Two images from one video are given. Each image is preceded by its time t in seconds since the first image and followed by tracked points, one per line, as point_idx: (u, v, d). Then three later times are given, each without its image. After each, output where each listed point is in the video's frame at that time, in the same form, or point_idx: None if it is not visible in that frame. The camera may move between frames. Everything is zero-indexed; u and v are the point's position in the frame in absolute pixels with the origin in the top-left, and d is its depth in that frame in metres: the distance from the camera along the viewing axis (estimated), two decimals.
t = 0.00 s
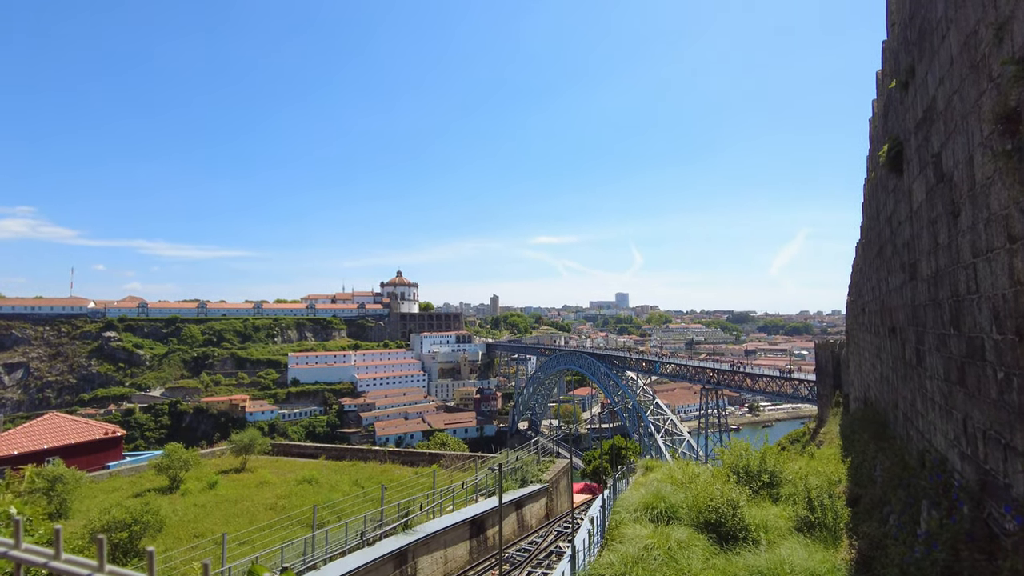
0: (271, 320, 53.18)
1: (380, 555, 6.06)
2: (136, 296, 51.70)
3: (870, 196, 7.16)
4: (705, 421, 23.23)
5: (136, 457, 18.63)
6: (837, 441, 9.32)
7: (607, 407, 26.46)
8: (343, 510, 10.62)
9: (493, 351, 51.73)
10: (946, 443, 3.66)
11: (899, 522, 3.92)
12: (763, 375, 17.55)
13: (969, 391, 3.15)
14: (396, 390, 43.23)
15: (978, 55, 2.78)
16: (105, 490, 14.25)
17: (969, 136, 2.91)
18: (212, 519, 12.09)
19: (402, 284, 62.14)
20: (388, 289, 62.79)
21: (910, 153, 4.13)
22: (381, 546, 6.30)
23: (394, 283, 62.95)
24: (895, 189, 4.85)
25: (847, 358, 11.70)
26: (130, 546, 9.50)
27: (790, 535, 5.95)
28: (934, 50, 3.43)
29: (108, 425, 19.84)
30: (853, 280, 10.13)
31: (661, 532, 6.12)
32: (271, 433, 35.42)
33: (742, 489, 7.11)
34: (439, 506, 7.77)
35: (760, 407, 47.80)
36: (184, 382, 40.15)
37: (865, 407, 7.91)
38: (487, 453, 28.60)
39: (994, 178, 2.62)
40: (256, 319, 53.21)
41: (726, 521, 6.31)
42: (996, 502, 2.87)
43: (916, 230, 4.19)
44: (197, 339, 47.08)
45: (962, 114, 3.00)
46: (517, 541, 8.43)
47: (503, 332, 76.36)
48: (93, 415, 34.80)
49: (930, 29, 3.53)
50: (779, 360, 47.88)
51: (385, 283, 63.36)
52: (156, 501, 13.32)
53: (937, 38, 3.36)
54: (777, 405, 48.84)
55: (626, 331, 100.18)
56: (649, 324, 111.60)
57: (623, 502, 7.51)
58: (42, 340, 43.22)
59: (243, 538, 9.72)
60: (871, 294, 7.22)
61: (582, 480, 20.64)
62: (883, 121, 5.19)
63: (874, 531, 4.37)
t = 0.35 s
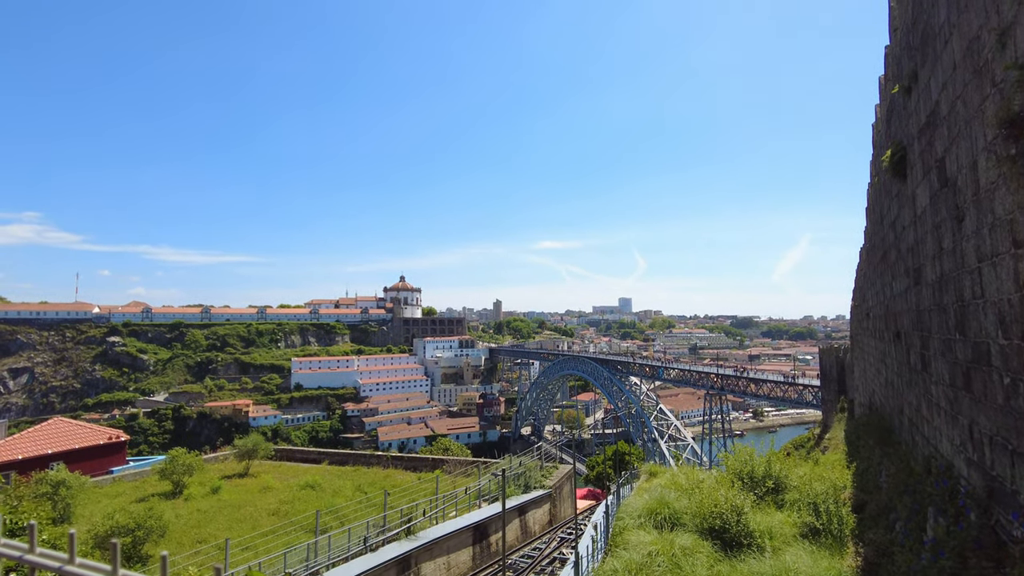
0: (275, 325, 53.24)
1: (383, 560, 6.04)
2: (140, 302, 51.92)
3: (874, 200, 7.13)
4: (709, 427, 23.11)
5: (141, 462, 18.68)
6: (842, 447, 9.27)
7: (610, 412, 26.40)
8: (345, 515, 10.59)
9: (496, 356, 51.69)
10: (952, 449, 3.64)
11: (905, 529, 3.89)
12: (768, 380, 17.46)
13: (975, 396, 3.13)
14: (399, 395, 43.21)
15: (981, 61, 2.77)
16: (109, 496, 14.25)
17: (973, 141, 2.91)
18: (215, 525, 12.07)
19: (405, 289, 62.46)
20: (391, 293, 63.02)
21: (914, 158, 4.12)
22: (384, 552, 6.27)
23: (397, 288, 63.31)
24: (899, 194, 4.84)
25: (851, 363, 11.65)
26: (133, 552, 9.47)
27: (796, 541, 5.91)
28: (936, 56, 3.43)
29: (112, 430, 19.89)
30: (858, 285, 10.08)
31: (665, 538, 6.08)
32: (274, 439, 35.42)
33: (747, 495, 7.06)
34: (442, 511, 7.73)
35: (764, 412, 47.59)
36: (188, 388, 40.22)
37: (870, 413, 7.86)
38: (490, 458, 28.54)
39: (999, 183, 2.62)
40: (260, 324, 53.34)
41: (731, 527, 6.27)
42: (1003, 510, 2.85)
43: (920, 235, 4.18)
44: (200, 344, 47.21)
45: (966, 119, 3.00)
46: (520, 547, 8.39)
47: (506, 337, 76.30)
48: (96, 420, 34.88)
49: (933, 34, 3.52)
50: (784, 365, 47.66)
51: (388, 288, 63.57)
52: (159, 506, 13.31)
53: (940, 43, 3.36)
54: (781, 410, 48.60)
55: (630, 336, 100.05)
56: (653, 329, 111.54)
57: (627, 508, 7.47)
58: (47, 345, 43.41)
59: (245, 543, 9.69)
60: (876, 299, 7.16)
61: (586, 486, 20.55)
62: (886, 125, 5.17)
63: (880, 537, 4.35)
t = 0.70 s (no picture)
0: (279, 328, 53.37)
1: (387, 565, 6.03)
2: (146, 305, 52.20)
3: (879, 203, 7.11)
4: (714, 431, 22.99)
5: (146, 465, 18.75)
6: (848, 452, 9.20)
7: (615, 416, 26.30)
8: (349, 519, 10.58)
9: (500, 360, 51.66)
10: (960, 454, 3.61)
11: (912, 535, 3.86)
12: (773, 384, 17.37)
13: (983, 401, 3.11)
14: (404, 399, 43.21)
15: (986, 64, 2.77)
16: (114, 499, 14.29)
17: (979, 144, 2.90)
18: (220, 528, 12.09)
19: (409, 293, 62.62)
20: (396, 297, 63.18)
21: (919, 161, 4.11)
22: (388, 557, 6.26)
23: (401, 292, 63.51)
24: (904, 197, 4.82)
25: (858, 368, 11.58)
26: (136, 555, 9.48)
27: (801, 546, 5.87)
28: (942, 59, 3.42)
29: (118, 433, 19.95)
30: (863, 289, 10.03)
31: (670, 543, 6.05)
32: (279, 442, 35.46)
33: (752, 500, 7.02)
34: (446, 516, 7.71)
35: (770, 417, 47.34)
36: (192, 391, 40.34)
37: (876, 417, 7.81)
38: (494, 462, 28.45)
39: (1005, 186, 2.60)
40: (264, 328, 53.50)
41: (736, 532, 6.23)
42: (1012, 515, 2.81)
43: (926, 238, 4.16)
44: (205, 348, 47.38)
45: (972, 123, 2.99)
46: (524, 551, 8.36)
47: (510, 341, 76.16)
48: (102, 423, 35.03)
49: (937, 37, 3.52)
50: (789, 369, 47.43)
51: (392, 292, 63.69)
52: (164, 509, 13.34)
53: (945, 46, 3.35)
54: (787, 415, 48.35)
55: (634, 340, 99.80)
56: (657, 333, 111.19)
57: (632, 513, 7.43)
58: (53, 348, 43.67)
59: (249, 547, 9.69)
60: (882, 303, 7.12)
61: (590, 491, 20.49)
62: (891, 129, 5.16)
63: (887, 544, 4.30)
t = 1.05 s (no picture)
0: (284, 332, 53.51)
1: (390, 568, 6.02)
2: (152, 308, 52.41)
3: (885, 206, 7.09)
4: (719, 435, 22.88)
5: (151, 468, 18.80)
6: (854, 455, 9.13)
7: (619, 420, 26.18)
8: (353, 522, 10.58)
9: (504, 363, 51.60)
10: (967, 458, 3.58)
11: (920, 540, 3.83)
12: (778, 388, 17.30)
13: (991, 404, 3.09)
14: (408, 402, 43.21)
15: (992, 65, 2.76)
16: (119, 502, 14.34)
17: (985, 146, 2.88)
18: (224, 531, 12.10)
19: (413, 296, 62.69)
20: (400, 300, 63.27)
21: (924, 164, 4.09)
22: (392, 560, 6.25)
23: (405, 294, 63.59)
24: (909, 199, 4.80)
25: (863, 371, 11.50)
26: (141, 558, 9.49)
27: (808, 551, 5.82)
28: (947, 60, 3.41)
29: (123, 436, 20.01)
30: (869, 291, 9.97)
31: (675, 547, 6.03)
32: (283, 445, 35.49)
33: (758, 504, 6.98)
34: (450, 519, 7.71)
35: (775, 420, 47.11)
36: (197, 394, 40.45)
37: (882, 421, 7.76)
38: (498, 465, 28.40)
39: (1011, 188, 2.59)
40: (269, 331, 53.63)
41: (741, 537, 6.19)
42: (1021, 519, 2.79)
43: (932, 240, 4.14)
44: (210, 351, 47.54)
45: (978, 124, 2.97)
46: (528, 555, 8.33)
47: (514, 344, 76.02)
48: (108, 426, 35.15)
49: (943, 39, 3.51)
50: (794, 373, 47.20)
51: (396, 295, 63.77)
52: (168, 512, 13.36)
53: (951, 47, 3.33)
54: (792, 419, 48.10)
55: (638, 343, 99.57)
56: (662, 336, 110.88)
57: (637, 517, 7.40)
58: (60, 351, 43.89)
59: (253, 550, 9.70)
60: (887, 306, 7.08)
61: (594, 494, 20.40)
62: (896, 131, 5.14)
63: (895, 548, 4.27)
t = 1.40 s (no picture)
0: (288, 334, 53.65)
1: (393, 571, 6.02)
2: (156, 312, 52.63)
3: (889, 208, 7.06)
4: (723, 438, 22.80)
5: (155, 470, 18.85)
6: (859, 458, 9.10)
7: (622, 423, 26.10)
8: (356, 525, 10.59)
9: (507, 365, 51.58)
10: (974, 462, 3.56)
11: (927, 544, 3.80)
12: (782, 391, 17.23)
13: (998, 408, 3.06)
14: (411, 405, 43.22)
15: (997, 67, 2.75)
16: (124, 504, 14.39)
17: (990, 148, 2.87)
18: (228, 533, 12.11)
19: (417, 299, 62.76)
20: (403, 303, 63.37)
21: (930, 165, 4.07)
22: (395, 563, 6.24)
23: (408, 297, 63.68)
24: (914, 202, 4.78)
25: (868, 373, 11.46)
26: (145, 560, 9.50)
27: (814, 555, 5.78)
28: (953, 61, 3.40)
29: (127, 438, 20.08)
30: (874, 293, 9.93)
31: (679, 550, 6.00)
32: (287, 448, 35.55)
33: (762, 507, 6.95)
34: (453, 522, 7.70)
35: (779, 423, 46.94)
36: (202, 397, 40.56)
37: (888, 424, 7.73)
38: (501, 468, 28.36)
39: (1018, 190, 2.58)
40: (273, 334, 53.77)
41: (746, 541, 6.16)
42: None
43: (937, 243, 4.12)
44: (214, 354, 47.69)
45: (983, 127, 2.97)
46: (532, 559, 8.30)
47: (517, 347, 75.97)
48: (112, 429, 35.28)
49: (947, 41, 3.50)
50: (799, 375, 46.99)
51: (400, 298, 63.87)
52: (173, 515, 13.39)
53: (955, 50, 3.33)
54: (796, 422, 47.91)
55: (642, 346, 99.35)
56: (665, 338, 110.64)
57: (641, 520, 7.37)
58: (65, 354, 44.12)
59: (257, 553, 9.71)
60: (893, 308, 7.06)
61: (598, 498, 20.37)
62: (901, 133, 5.13)
63: (901, 553, 4.24)
